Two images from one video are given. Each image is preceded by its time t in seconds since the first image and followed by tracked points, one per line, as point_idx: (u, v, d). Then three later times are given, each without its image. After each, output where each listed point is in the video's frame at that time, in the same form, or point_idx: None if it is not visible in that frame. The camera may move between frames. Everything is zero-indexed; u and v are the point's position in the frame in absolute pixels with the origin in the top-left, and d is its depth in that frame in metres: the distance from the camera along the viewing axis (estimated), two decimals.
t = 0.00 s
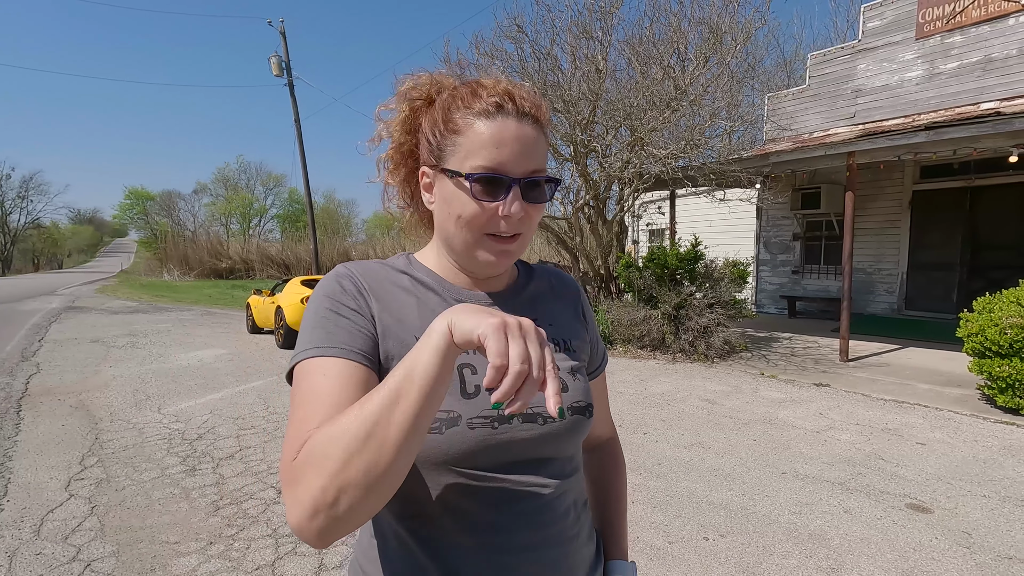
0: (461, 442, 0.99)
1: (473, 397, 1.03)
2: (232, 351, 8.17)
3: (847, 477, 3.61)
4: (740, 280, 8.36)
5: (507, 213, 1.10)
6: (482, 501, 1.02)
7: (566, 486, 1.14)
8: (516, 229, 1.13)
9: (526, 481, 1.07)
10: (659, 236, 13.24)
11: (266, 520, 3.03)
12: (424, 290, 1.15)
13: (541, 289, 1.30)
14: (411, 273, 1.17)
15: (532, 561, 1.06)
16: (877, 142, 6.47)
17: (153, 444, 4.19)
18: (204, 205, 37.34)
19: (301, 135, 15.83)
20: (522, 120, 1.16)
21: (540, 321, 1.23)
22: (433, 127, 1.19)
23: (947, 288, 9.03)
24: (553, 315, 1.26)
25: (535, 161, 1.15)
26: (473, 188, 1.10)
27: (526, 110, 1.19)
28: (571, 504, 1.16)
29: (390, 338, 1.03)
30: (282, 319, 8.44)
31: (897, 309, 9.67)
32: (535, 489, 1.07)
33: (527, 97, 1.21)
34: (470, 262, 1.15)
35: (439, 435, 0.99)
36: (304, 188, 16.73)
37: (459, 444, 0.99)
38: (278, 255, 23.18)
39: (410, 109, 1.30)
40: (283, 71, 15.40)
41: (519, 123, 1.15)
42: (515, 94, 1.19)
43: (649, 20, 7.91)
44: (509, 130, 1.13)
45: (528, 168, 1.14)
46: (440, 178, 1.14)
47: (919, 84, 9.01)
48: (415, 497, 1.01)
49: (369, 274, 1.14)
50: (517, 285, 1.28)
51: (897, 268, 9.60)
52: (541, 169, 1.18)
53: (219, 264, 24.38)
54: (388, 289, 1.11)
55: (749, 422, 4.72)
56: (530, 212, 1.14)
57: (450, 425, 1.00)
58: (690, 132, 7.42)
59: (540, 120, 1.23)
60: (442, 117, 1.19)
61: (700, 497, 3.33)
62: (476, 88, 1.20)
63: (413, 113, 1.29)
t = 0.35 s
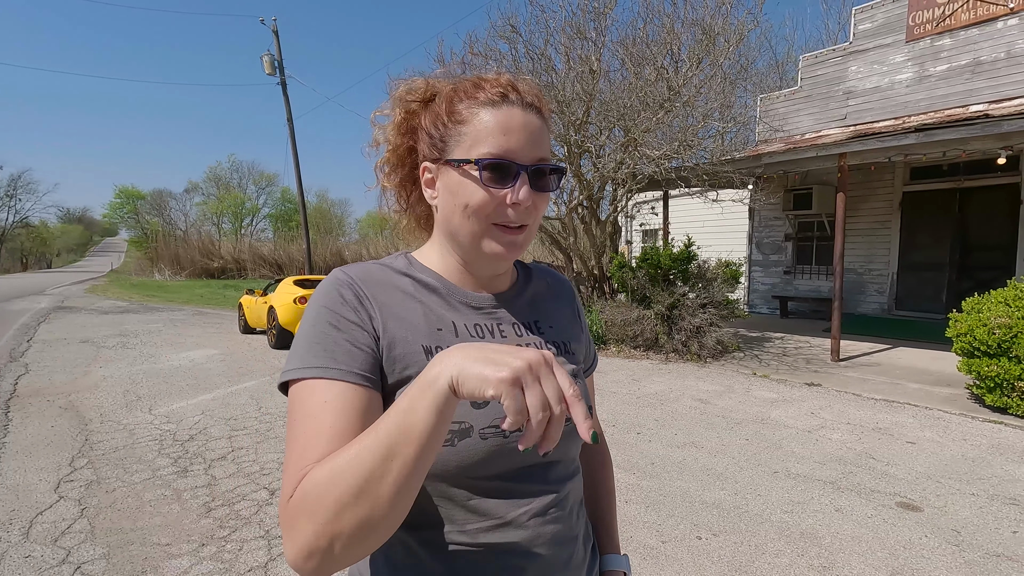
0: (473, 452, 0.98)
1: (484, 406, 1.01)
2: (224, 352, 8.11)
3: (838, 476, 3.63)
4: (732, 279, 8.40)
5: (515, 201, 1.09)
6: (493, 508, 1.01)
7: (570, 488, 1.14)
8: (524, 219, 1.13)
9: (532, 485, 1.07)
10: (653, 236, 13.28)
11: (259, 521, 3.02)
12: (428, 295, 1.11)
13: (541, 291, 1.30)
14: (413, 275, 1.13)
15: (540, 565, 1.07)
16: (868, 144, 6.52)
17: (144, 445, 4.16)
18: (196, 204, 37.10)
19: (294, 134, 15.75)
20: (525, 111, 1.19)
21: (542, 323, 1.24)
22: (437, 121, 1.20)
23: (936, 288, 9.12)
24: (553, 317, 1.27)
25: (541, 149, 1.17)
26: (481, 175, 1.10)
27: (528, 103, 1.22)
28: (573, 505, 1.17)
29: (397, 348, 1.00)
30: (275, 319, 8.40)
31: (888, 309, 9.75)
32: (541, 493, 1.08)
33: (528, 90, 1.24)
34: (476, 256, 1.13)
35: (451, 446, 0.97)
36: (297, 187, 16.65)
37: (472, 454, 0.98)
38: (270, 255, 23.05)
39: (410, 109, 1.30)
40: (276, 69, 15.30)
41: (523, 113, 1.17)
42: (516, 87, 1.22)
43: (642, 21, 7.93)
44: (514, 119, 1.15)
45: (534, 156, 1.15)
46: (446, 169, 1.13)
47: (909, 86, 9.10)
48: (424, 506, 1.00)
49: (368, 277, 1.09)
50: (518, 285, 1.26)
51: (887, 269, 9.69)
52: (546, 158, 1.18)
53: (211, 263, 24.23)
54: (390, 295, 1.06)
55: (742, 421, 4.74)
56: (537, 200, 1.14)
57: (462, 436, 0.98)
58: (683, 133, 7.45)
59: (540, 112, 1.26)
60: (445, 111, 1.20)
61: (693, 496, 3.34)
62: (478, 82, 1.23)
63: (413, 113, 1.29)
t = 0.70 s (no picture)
0: (458, 459, 0.96)
1: (470, 414, 0.99)
2: (217, 352, 8.07)
3: (830, 475, 3.66)
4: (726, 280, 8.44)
5: (513, 182, 1.10)
6: (481, 515, 1.00)
7: (563, 496, 1.12)
8: (523, 203, 1.13)
9: (525, 493, 1.04)
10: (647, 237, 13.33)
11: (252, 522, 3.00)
12: (420, 300, 1.09)
13: (542, 294, 1.26)
14: (407, 277, 1.10)
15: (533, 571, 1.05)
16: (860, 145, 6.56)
17: (136, 446, 4.14)
18: (188, 204, 36.83)
19: (287, 133, 15.68)
20: (522, 103, 1.22)
21: (540, 327, 1.20)
22: (434, 116, 1.22)
23: (927, 288, 9.19)
24: (554, 321, 1.23)
25: (538, 137, 1.19)
26: (480, 158, 1.11)
27: (523, 99, 1.26)
28: (569, 513, 1.14)
29: (380, 358, 0.99)
30: (268, 320, 8.36)
31: (879, 309, 9.84)
32: (533, 501, 1.05)
33: (523, 89, 1.28)
34: (476, 242, 1.12)
35: (436, 454, 0.96)
36: (291, 187, 16.57)
37: (458, 462, 0.96)
38: (263, 255, 22.94)
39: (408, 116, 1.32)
40: (269, 68, 15.23)
41: (518, 103, 1.21)
42: (511, 85, 1.26)
43: (637, 22, 7.95)
44: (510, 109, 1.18)
45: (532, 143, 1.17)
46: (444, 159, 1.14)
47: (900, 88, 9.17)
48: (413, 513, 0.98)
49: (360, 281, 1.07)
50: (518, 283, 1.23)
51: (879, 269, 9.77)
52: (543, 146, 1.20)
53: (203, 263, 24.07)
54: (380, 300, 1.04)
55: (735, 421, 4.77)
56: (535, 185, 1.14)
57: (447, 443, 0.96)
58: (677, 134, 7.48)
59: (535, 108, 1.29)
60: (444, 107, 1.22)
61: (686, 496, 3.36)
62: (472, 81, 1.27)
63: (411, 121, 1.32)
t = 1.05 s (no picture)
0: (420, 456, 0.94)
1: (437, 412, 0.97)
2: (211, 353, 8.03)
3: (823, 474, 3.68)
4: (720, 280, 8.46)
5: (526, 200, 1.12)
6: (447, 517, 0.97)
7: (544, 503, 1.07)
8: (527, 218, 1.15)
9: (495, 496, 1.00)
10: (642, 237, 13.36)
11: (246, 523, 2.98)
12: (399, 300, 1.08)
13: (532, 293, 1.24)
14: (388, 278, 1.10)
15: None
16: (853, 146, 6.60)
17: (128, 448, 4.11)
18: (181, 203, 36.61)
19: (282, 133, 15.62)
20: (528, 116, 1.22)
21: (525, 327, 1.16)
22: (439, 121, 1.18)
23: (920, 289, 9.27)
24: (545, 322, 1.20)
25: (542, 153, 1.19)
26: (495, 174, 1.11)
27: (529, 111, 1.24)
28: (550, 520, 1.09)
29: (354, 356, 0.99)
30: (262, 320, 8.33)
31: (872, 309, 9.90)
32: (505, 505, 1.01)
33: (527, 99, 1.27)
34: (480, 253, 1.13)
35: (400, 451, 0.94)
36: (284, 186, 16.50)
37: (422, 459, 0.94)
38: (257, 255, 22.85)
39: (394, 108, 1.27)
40: (263, 68, 15.16)
41: (526, 116, 1.21)
42: (517, 93, 1.23)
43: (632, 23, 7.97)
44: (519, 125, 1.17)
45: (539, 159, 1.18)
46: (454, 169, 1.13)
47: (893, 90, 9.23)
48: (384, 513, 0.97)
49: (343, 280, 1.07)
50: (504, 284, 1.22)
51: (872, 270, 9.83)
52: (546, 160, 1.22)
53: (197, 263, 23.94)
54: (359, 298, 1.04)
55: (729, 421, 4.79)
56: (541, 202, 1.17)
57: (412, 440, 0.94)
58: (672, 135, 7.50)
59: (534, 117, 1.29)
60: (448, 112, 1.19)
61: (681, 495, 3.37)
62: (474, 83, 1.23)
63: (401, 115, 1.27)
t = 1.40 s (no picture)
0: (414, 456, 0.93)
1: (429, 409, 0.96)
2: (204, 353, 7.97)
3: (818, 473, 3.69)
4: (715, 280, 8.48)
5: (523, 203, 1.12)
6: (441, 518, 0.96)
7: (539, 502, 1.07)
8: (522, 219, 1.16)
9: (489, 496, 0.99)
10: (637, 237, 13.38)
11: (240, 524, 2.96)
12: (387, 299, 1.07)
13: (521, 288, 1.24)
14: (375, 276, 1.09)
15: None
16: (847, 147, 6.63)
17: (120, 448, 4.08)
18: (174, 203, 36.37)
19: (276, 132, 15.55)
20: (525, 118, 1.23)
21: (516, 321, 1.15)
22: (436, 117, 1.17)
23: (912, 289, 9.33)
24: (535, 316, 1.19)
25: (538, 156, 1.20)
26: (492, 174, 1.11)
27: (525, 113, 1.25)
28: (544, 519, 1.08)
29: (343, 357, 0.97)
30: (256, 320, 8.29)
31: (866, 309, 9.95)
32: (499, 505, 1.00)
33: (523, 101, 1.27)
34: (475, 253, 1.13)
35: (392, 450, 0.93)
36: (279, 185, 16.43)
37: (415, 458, 0.93)
38: (252, 254, 22.75)
39: (383, 102, 1.28)
40: (257, 66, 15.09)
41: (524, 120, 1.21)
42: (515, 96, 1.24)
43: (627, 23, 7.98)
44: (518, 127, 1.18)
45: (535, 161, 1.19)
46: (451, 167, 1.12)
47: (886, 91, 9.28)
48: (374, 517, 0.96)
49: (329, 281, 1.06)
50: (493, 280, 1.22)
51: (865, 270, 9.88)
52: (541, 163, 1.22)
53: (190, 262, 23.79)
54: (346, 298, 1.03)
55: (724, 420, 4.81)
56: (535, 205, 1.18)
57: (404, 439, 0.93)
58: (667, 135, 7.52)
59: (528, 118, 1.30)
60: (444, 110, 1.18)
61: (676, 494, 3.38)
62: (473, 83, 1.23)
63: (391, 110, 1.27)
